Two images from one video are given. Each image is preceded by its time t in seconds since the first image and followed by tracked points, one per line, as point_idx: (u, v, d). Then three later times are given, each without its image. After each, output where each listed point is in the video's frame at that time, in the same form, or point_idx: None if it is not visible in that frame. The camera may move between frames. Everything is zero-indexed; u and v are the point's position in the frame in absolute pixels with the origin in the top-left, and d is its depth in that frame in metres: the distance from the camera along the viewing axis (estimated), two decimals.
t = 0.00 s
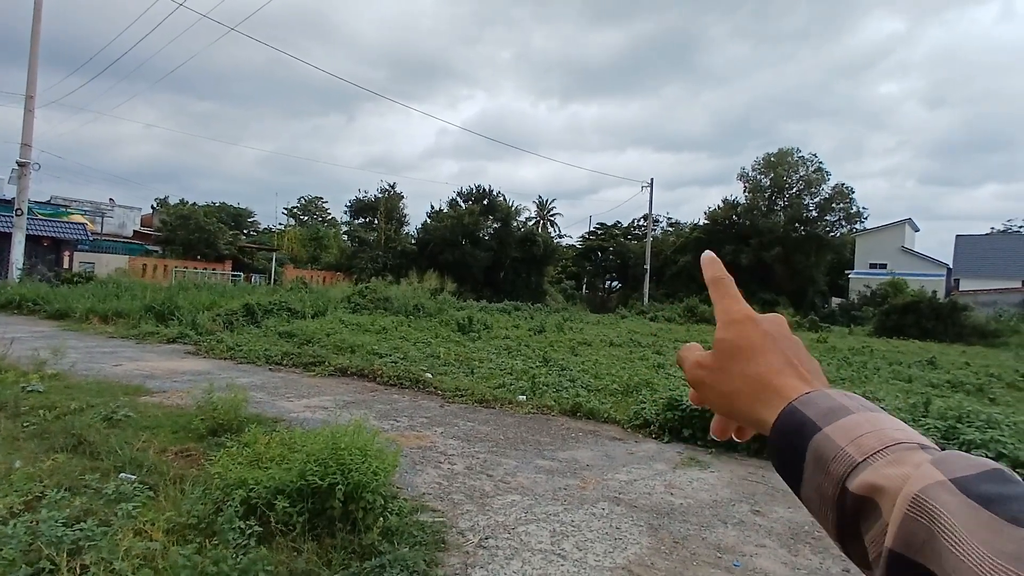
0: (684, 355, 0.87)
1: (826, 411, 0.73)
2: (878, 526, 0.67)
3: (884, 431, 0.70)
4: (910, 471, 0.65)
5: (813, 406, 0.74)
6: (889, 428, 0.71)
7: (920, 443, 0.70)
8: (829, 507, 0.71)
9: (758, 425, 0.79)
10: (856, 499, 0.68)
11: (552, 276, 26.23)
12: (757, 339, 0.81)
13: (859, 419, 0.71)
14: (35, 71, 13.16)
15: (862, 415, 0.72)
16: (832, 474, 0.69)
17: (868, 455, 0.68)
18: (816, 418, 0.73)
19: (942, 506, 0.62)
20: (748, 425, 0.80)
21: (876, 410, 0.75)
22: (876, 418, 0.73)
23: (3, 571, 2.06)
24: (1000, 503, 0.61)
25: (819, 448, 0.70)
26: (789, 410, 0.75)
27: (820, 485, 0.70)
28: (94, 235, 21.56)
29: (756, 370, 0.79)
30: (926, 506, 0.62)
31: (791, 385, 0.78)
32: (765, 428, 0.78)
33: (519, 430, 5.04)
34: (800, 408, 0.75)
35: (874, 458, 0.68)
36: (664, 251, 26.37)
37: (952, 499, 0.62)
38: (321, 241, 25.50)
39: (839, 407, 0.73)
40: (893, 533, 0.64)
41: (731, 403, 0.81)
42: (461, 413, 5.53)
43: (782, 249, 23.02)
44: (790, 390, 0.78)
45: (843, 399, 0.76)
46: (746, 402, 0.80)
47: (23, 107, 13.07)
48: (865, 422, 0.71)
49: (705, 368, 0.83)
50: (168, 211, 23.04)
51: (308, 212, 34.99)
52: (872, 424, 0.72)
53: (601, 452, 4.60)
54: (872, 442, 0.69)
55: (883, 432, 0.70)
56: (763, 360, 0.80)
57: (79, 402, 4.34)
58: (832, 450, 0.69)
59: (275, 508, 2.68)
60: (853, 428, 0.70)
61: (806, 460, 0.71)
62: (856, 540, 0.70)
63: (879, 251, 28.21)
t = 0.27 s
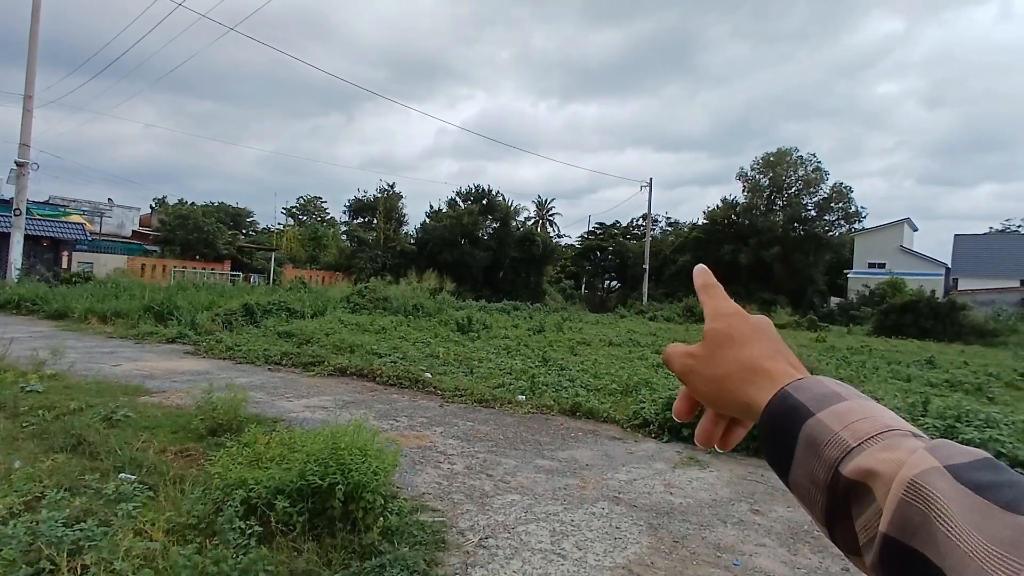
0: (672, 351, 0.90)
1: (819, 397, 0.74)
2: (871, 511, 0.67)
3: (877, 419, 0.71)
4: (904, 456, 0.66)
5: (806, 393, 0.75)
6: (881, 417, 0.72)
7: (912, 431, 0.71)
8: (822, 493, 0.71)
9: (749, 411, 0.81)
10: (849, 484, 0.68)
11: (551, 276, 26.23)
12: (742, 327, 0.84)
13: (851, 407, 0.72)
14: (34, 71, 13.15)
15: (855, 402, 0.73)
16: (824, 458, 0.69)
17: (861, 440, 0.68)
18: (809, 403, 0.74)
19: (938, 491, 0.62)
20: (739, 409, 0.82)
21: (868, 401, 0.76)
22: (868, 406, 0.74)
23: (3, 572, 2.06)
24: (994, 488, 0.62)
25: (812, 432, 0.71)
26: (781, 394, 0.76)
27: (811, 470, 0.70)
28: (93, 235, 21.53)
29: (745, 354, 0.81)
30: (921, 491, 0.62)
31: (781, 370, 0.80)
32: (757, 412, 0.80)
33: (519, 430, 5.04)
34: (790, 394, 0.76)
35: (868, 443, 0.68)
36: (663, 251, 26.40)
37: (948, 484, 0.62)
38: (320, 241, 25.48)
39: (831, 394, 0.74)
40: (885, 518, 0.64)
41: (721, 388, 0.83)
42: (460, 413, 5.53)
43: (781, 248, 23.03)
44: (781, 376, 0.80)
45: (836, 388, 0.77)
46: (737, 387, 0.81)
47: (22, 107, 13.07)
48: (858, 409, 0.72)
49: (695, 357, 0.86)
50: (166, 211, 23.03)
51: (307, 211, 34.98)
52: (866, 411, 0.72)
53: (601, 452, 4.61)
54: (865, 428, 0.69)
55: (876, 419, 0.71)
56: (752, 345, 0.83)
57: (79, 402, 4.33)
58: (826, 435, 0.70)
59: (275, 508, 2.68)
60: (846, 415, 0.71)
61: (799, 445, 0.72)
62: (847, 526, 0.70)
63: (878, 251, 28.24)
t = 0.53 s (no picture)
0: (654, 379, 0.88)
1: (800, 413, 0.73)
2: (850, 528, 0.67)
3: (856, 434, 0.71)
4: (883, 472, 0.65)
5: (786, 410, 0.75)
6: (860, 433, 0.72)
7: (889, 445, 0.71)
8: (804, 510, 0.70)
9: (733, 432, 0.79)
10: (829, 501, 0.67)
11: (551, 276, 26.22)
12: (724, 350, 0.82)
13: (831, 422, 0.72)
14: (34, 71, 13.14)
15: (833, 419, 0.73)
16: (804, 475, 0.69)
17: (840, 457, 0.68)
18: (790, 421, 0.73)
19: (915, 507, 0.62)
20: (724, 431, 0.80)
21: (849, 417, 0.76)
22: (846, 421, 0.74)
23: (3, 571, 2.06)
24: (968, 502, 0.62)
25: (795, 450, 0.70)
26: (764, 412, 0.75)
27: (793, 485, 0.69)
28: (93, 235, 21.53)
29: (727, 376, 0.79)
30: (899, 507, 0.62)
31: (764, 390, 0.78)
32: (741, 432, 0.78)
33: (518, 429, 5.04)
34: (773, 412, 0.75)
35: (847, 460, 0.68)
36: (663, 251, 26.40)
37: (923, 498, 0.62)
38: (320, 241, 25.48)
39: (811, 411, 0.74)
40: (865, 531, 0.64)
41: (706, 413, 0.81)
42: (460, 413, 5.53)
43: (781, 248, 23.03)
44: (763, 395, 0.78)
45: (815, 404, 0.76)
46: (721, 409, 0.80)
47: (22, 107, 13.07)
48: (835, 425, 0.72)
49: (679, 382, 0.83)
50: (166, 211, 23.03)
51: (307, 211, 34.97)
52: (842, 427, 0.72)
53: (601, 451, 4.61)
54: (844, 445, 0.69)
55: (854, 435, 0.71)
56: (734, 367, 0.81)
57: (78, 402, 4.33)
58: (805, 452, 0.69)
59: (275, 508, 2.68)
60: (825, 431, 0.70)
61: (781, 462, 0.71)
62: (827, 542, 0.70)
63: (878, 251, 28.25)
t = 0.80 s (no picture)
0: (667, 389, 0.89)
1: (812, 408, 0.73)
2: (863, 520, 0.67)
3: (868, 428, 0.71)
4: (894, 464, 0.66)
5: (799, 405, 0.75)
6: (872, 426, 0.72)
7: (902, 437, 0.71)
8: (816, 503, 0.70)
9: (749, 432, 0.79)
10: (842, 492, 0.67)
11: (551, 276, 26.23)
12: (734, 352, 0.83)
13: (843, 417, 0.72)
14: (34, 71, 13.15)
15: (848, 412, 0.73)
16: (817, 467, 0.69)
17: (854, 450, 0.68)
18: (803, 415, 0.73)
19: (927, 498, 0.62)
20: (740, 431, 0.80)
21: (862, 410, 0.76)
22: (859, 414, 0.74)
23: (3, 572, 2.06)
24: (980, 493, 0.62)
25: (808, 444, 0.70)
26: (775, 409, 0.75)
27: (805, 479, 0.70)
28: (93, 235, 21.53)
29: (736, 376, 0.80)
30: (911, 499, 0.62)
31: (774, 387, 0.79)
32: (754, 430, 0.78)
33: (519, 430, 5.04)
34: (784, 407, 0.75)
35: (860, 452, 0.68)
36: (663, 251, 26.40)
37: (934, 490, 0.62)
38: (320, 241, 25.48)
39: (825, 405, 0.74)
40: (877, 522, 0.64)
41: (720, 414, 0.81)
42: (460, 413, 5.53)
43: (781, 248, 23.04)
44: (775, 392, 0.78)
45: (828, 398, 0.76)
46: (735, 409, 0.80)
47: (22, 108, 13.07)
48: (850, 419, 0.71)
49: (691, 386, 0.84)
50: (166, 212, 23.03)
51: (307, 212, 34.97)
52: (856, 421, 0.72)
53: (601, 451, 4.61)
54: (857, 438, 0.69)
55: (867, 429, 0.71)
56: (744, 367, 0.81)
57: (78, 402, 4.33)
58: (819, 446, 0.69)
59: (276, 509, 2.68)
60: (839, 425, 0.70)
61: (793, 457, 0.71)
62: (840, 534, 0.70)
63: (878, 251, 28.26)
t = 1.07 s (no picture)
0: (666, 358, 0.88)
1: (809, 405, 0.73)
2: (856, 514, 0.67)
3: (865, 426, 0.71)
4: (888, 462, 0.66)
5: (797, 400, 0.74)
6: (868, 423, 0.72)
7: (899, 434, 0.71)
8: (811, 498, 0.70)
9: (745, 422, 0.79)
10: (837, 488, 0.68)
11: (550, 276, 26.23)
12: (738, 338, 0.81)
13: (840, 413, 0.72)
14: (31, 71, 13.13)
15: (843, 409, 0.73)
16: (813, 463, 0.69)
17: (849, 446, 0.68)
18: (799, 411, 0.73)
19: (919, 494, 0.62)
20: (738, 422, 0.79)
21: (859, 408, 0.76)
22: (855, 411, 0.74)
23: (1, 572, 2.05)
24: (971, 489, 0.63)
25: (803, 440, 0.70)
26: (774, 403, 0.75)
27: (801, 474, 0.70)
28: (91, 235, 21.51)
29: (738, 366, 0.79)
30: (905, 494, 0.63)
31: (778, 381, 0.78)
32: (752, 423, 0.78)
33: (518, 429, 5.04)
34: (784, 402, 0.75)
35: (856, 449, 0.68)
36: (662, 251, 26.42)
37: (928, 485, 0.63)
38: (319, 241, 25.47)
39: (822, 402, 0.74)
40: (872, 517, 0.64)
41: (720, 402, 0.80)
42: (459, 413, 5.53)
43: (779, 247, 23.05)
44: (774, 384, 0.78)
45: (828, 395, 0.76)
46: (734, 400, 0.79)
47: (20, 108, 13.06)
48: (847, 416, 0.72)
49: (690, 368, 0.83)
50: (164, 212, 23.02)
51: (306, 211, 34.95)
52: (852, 417, 0.72)
53: (600, 451, 4.61)
54: (853, 434, 0.69)
55: (864, 426, 0.71)
56: (746, 356, 0.80)
57: (76, 402, 4.33)
58: (814, 443, 0.69)
59: (274, 508, 2.67)
60: (835, 422, 0.70)
61: (789, 452, 0.71)
62: (834, 528, 0.70)
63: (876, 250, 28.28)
